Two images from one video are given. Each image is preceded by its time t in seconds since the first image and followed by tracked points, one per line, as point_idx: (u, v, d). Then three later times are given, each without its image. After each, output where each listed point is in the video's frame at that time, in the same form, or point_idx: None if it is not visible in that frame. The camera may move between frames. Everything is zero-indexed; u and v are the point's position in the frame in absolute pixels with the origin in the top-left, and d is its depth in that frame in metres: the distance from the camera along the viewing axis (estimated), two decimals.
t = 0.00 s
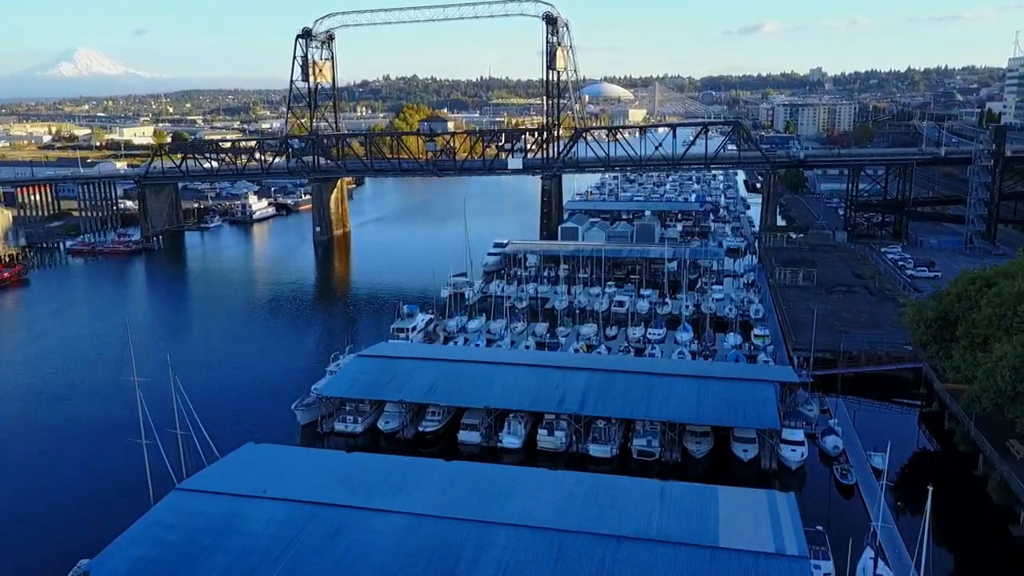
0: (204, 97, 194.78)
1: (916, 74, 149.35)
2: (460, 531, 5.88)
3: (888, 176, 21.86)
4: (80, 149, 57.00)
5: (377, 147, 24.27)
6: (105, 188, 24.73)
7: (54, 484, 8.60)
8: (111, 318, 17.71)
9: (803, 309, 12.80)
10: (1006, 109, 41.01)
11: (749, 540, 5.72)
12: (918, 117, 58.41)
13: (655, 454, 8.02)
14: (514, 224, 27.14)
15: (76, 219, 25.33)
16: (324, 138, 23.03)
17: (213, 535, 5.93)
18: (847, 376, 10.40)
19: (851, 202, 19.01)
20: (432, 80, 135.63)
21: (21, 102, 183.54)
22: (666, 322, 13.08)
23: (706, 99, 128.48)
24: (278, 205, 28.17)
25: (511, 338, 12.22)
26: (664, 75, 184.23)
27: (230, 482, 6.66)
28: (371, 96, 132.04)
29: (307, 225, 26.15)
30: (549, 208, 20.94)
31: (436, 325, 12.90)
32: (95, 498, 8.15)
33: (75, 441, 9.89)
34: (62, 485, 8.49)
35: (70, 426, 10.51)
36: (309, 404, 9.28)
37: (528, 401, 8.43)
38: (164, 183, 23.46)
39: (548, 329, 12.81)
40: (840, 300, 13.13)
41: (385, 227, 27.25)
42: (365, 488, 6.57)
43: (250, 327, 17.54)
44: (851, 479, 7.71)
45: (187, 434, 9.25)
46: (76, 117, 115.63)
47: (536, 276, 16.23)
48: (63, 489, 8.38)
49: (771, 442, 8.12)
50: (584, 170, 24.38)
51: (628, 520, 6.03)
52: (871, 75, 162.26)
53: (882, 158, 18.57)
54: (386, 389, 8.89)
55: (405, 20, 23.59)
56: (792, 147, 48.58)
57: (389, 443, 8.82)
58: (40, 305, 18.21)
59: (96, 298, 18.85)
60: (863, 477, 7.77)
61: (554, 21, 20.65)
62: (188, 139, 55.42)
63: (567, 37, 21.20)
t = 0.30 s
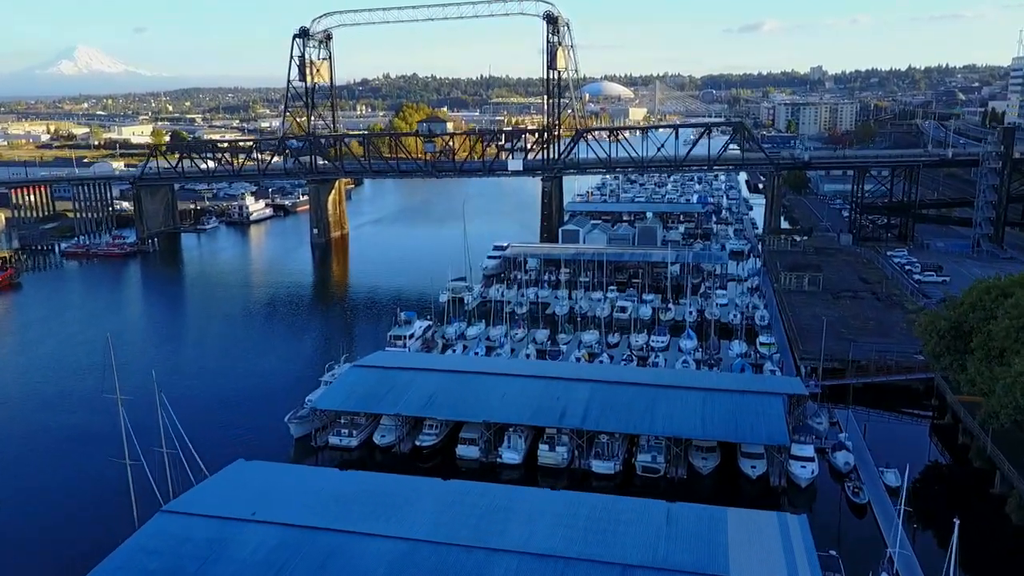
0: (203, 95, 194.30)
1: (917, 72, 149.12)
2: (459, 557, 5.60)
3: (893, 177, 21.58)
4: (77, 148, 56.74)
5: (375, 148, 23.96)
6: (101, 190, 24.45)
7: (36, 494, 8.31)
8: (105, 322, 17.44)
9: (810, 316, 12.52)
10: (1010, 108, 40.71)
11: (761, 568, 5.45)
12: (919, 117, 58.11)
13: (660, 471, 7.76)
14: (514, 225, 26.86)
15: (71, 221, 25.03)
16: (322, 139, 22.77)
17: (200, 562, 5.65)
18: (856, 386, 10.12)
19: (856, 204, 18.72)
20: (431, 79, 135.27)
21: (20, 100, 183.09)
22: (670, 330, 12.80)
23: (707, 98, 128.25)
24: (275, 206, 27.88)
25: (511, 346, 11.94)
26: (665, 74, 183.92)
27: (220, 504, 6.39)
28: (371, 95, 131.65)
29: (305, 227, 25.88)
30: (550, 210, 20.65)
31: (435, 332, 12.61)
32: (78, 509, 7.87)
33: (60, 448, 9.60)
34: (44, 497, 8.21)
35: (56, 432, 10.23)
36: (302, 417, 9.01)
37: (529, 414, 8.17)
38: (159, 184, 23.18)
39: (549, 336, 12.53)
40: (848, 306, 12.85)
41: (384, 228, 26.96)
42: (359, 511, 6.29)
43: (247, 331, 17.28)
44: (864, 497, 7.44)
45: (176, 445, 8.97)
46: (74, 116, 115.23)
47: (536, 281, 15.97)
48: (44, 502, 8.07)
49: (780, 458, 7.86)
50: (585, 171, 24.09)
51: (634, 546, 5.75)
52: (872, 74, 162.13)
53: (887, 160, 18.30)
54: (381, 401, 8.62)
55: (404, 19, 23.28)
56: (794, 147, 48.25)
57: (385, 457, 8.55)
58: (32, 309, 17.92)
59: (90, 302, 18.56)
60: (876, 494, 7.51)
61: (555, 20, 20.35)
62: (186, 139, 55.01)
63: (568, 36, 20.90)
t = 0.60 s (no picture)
0: (204, 94, 194.05)
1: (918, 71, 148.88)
2: None
3: (898, 180, 21.33)
4: (77, 148, 56.51)
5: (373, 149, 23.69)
6: (96, 191, 24.17)
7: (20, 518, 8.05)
8: (99, 326, 17.19)
9: (816, 323, 12.28)
10: (1013, 109, 40.49)
11: None
12: (922, 116, 57.75)
13: (665, 488, 7.55)
14: (514, 227, 26.61)
15: (67, 222, 24.80)
16: (320, 140, 22.51)
17: None
18: (865, 398, 9.87)
19: (862, 207, 18.46)
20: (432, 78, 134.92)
21: (20, 99, 182.82)
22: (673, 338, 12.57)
23: (707, 97, 127.95)
24: (273, 208, 27.62)
25: (511, 354, 11.68)
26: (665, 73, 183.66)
27: (208, 527, 6.16)
28: (371, 94, 131.28)
29: (303, 229, 25.64)
30: (551, 213, 20.37)
31: (433, 339, 12.35)
32: (62, 534, 7.61)
33: (48, 469, 9.34)
34: (28, 516, 7.94)
35: (44, 454, 9.98)
36: (296, 430, 8.78)
37: (529, 430, 7.94)
38: (156, 186, 22.95)
39: (550, 343, 12.28)
40: (854, 314, 12.60)
41: (383, 229, 26.70)
42: (351, 535, 6.05)
43: (243, 336, 17.04)
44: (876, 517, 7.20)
45: (165, 460, 8.73)
46: (73, 114, 114.96)
47: (537, 286, 15.74)
48: (29, 522, 7.82)
49: (789, 476, 7.62)
50: (586, 173, 23.83)
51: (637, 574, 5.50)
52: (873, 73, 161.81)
53: (893, 163, 18.03)
54: (377, 415, 8.39)
55: (402, 19, 23.00)
56: (795, 148, 48.00)
57: (381, 472, 8.32)
58: (26, 313, 17.69)
59: (85, 305, 18.32)
60: (888, 514, 7.27)
61: (556, 20, 20.08)
62: (185, 139, 54.73)
63: (569, 36, 20.63)
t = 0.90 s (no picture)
0: (203, 92, 193.41)
1: (919, 70, 148.76)
2: None
3: (903, 182, 21.11)
4: (73, 148, 56.03)
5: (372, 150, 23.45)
6: (92, 193, 23.98)
7: (6, 537, 7.84)
8: (95, 331, 16.98)
9: (822, 330, 12.05)
10: (1016, 109, 40.29)
11: None
12: (925, 116, 57.37)
13: (669, 507, 7.33)
14: (515, 229, 26.36)
15: (62, 224, 24.57)
16: (318, 142, 22.26)
17: None
18: (873, 409, 9.65)
19: (867, 210, 18.21)
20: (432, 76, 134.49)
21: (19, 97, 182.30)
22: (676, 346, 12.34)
23: (708, 95, 127.58)
24: (272, 209, 27.41)
25: (511, 363, 11.44)
26: (666, 71, 183.56)
27: (197, 551, 5.95)
28: (370, 92, 130.83)
29: (301, 230, 25.41)
30: (552, 215, 20.14)
31: (431, 347, 12.13)
32: (47, 558, 7.36)
33: (36, 485, 9.13)
34: (14, 534, 7.75)
35: (32, 465, 9.74)
36: (291, 445, 8.57)
37: (530, 446, 7.71)
38: (152, 188, 22.71)
39: (551, 351, 12.04)
40: (861, 321, 12.37)
41: (381, 231, 26.45)
42: (345, 559, 5.84)
43: (240, 340, 16.81)
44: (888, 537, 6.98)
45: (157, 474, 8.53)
46: (71, 113, 114.47)
47: (538, 291, 15.52)
48: (13, 547, 7.55)
49: (797, 494, 7.41)
50: (587, 175, 23.58)
51: None
52: (874, 71, 161.64)
53: (898, 166, 17.78)
54: (373, 430, 8.16)
55: (401, 20, 22.74)
56: (797, 148, 47.81)
57: (378, 489, 8.09)
58: (19, 318, 17.47)
59: (79, 310, 18.11)
60: (900, 534, 7.05)
61: (557, 20, 19.84)
62: (185, 138, 54.53)
63: (570, 37, 20.37)
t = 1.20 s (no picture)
0: (203, 90, 193.11)
1: (921, 68, 148.43)
2: None
3: (906, 184, 20.91)
4: (71, 147, 55.76)
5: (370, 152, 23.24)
6: (88, 195, 23.80)
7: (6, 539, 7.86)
8: (91, 335, 16.80)
9: (827, 338, 11.86)
10: (1018, 109, 40.09)
11: None
12: (926, 115, 57.05)
13: (673, 526, 7.15)
14: (515, 230, 26.16)
15: (58, 226, 24.36)
16: (316, 143, 22.05)
17: None
18: (881, 421, 9.47)
19: (871, 214, 18.01)
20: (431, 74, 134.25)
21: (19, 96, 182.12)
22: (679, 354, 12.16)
23: (708, 94, 127.35)
24: (270, 211, 27.22)
25: (512, 371, 11.24)
26: (666, 69, 183.23)
27: None
28: (370, 91, 130.50)
29: (300, 232, 25.22)
30: (553, 218, 19.93)
31: (431, 355, 11.93)
32: (38, 570, 7.28)
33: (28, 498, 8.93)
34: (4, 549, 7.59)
35: (23, 477, 9.53)
36: (286, 459, 8.39)
37: (530, 463, 7.52)
38: (149, 190, 22.52)
39: (552, 359, 11.84)
40: (867, 328, 12.16)
41: (380, 233, 26.25)
42: None
43: (237, 344, 16.62)
44: (899, 558, 6.78)
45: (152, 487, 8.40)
46: (70, 111, 114.15)
47: (538, 297, 15.34)
48: (2, 561, 7.42)
49: (805, 513, 7.23)
50: (588, 177, 23.37)
51: None
52: (875, 69, 161.31)
53: (903, 169, 17.58)
54: (370, 445, 7.97)
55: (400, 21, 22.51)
56: (797, 148, 47.60)
57: (375, 505, 7.91)
58: (14, 322, 17.29)
59: (75, 314, 17.92)
60: (911, 554, 6.87)
61: (557, 21, 19.62)
62: (184, 138, 54.31)
63: (571, 38, 20.13)
